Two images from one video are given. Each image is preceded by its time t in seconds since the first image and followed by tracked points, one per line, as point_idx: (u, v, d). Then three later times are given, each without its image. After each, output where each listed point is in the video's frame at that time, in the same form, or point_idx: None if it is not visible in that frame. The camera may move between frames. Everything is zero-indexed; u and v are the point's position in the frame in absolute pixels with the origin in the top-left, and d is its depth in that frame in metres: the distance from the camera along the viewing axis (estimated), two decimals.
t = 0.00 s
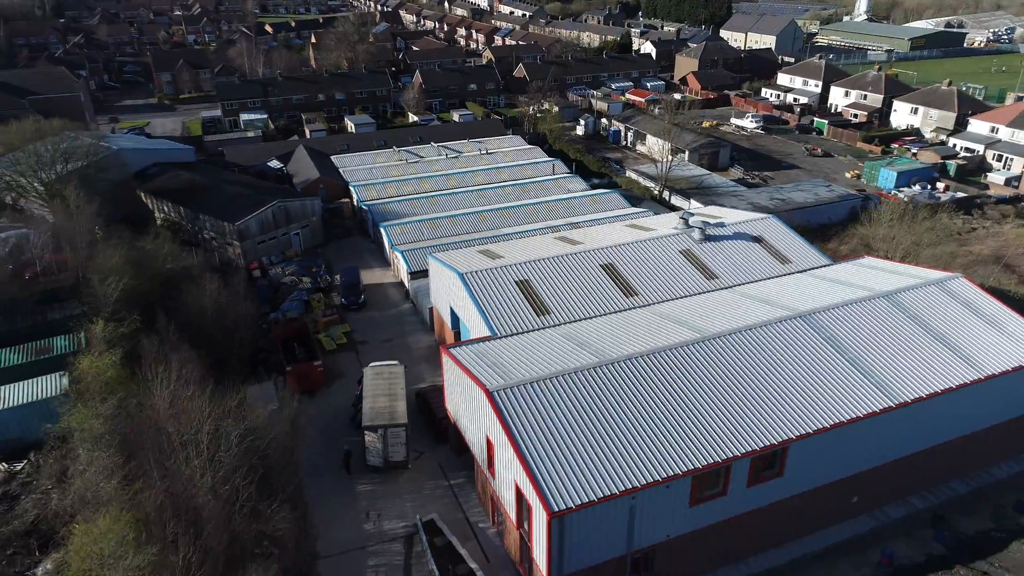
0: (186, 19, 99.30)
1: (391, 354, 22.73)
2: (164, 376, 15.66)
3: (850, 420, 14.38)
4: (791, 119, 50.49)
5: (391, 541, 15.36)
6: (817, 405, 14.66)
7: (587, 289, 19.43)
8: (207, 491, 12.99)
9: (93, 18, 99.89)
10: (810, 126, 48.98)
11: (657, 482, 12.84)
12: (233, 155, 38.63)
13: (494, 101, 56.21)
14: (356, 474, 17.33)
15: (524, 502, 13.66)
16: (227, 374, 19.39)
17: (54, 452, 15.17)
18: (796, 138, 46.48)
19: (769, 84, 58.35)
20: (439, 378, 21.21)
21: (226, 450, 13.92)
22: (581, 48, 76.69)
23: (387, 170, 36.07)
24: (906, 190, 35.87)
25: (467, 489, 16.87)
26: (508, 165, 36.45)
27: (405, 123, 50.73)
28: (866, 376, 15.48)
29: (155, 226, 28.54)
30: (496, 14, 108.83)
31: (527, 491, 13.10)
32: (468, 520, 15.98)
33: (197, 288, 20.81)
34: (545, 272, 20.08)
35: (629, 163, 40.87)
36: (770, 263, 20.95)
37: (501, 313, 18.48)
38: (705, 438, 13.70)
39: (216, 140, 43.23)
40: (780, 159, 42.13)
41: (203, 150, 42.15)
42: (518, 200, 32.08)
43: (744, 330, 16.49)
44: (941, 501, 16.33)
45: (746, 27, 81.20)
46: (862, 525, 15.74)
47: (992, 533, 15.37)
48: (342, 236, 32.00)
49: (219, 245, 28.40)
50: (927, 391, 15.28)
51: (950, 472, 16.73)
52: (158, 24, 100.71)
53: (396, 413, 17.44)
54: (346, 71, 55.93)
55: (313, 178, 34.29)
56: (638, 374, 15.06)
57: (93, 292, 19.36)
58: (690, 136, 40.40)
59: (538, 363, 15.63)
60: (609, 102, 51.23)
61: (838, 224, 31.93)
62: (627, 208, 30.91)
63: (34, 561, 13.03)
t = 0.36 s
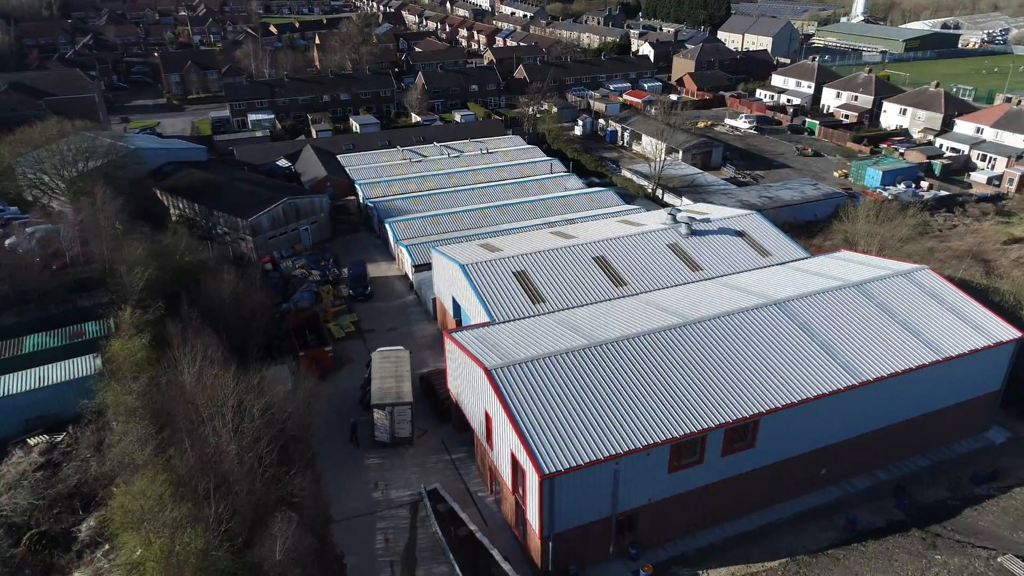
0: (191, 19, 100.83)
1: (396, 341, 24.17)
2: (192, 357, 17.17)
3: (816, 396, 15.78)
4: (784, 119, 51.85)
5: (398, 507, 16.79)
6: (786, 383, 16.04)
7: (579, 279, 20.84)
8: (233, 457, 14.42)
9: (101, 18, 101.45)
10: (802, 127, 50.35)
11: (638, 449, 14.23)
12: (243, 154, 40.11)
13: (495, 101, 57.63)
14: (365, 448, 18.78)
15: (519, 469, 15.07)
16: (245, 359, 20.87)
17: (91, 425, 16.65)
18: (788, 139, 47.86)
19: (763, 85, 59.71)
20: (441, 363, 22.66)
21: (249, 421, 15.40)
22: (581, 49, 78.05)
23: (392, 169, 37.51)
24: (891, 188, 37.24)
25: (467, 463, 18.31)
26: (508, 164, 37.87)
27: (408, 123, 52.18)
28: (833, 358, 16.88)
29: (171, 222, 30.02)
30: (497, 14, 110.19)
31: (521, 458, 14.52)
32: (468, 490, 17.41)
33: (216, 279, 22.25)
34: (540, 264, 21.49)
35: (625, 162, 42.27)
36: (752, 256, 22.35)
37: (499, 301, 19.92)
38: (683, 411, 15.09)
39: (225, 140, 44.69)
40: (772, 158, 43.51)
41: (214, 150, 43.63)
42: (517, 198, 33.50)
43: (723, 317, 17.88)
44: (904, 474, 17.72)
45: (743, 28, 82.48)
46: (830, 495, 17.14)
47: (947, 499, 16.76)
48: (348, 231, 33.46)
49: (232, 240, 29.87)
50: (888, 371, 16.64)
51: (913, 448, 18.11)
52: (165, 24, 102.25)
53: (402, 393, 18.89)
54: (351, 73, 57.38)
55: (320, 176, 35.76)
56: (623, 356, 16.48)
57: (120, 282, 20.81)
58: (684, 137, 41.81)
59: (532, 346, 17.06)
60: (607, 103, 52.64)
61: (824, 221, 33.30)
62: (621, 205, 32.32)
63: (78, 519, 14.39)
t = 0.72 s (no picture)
0: (198, 19, 102.34)
1: (403, 330, 25.63)
2: (217, 340, 18.64)
3: (790, 376, 17.18)
4: (779, 120, 53.20)
5: (406, 479, 18.24)
6: (763, 365, 17.42)
7: (575, 272, 22.25)
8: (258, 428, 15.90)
9: (109, 18, 103.00)
10: (796, 127, 51.70)
11: (625, 423, 15.64)
12: (254, 152, 41.57)
13: (497, 102, 59.07)
14: (375, 427, 20.23)
15: (517, 441, 16.50)
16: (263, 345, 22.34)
17: (126, 403, 18.13)
18: (781, 139, 49.23)
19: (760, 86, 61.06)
20: (446, 350, 24.12)
21: (271, 396, 16.88)
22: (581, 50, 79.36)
23: (397, 167, 38.96)
24: (878, 187, 38.60)
25: (470, 440, 19.75)
26: (509, 163, 39.29)
27: (412, 123, 53.65)
28: (808, 342, 18.30)
29: (188, 218, 31.46)
30: (499, 15, 111.59)
31: (519, 430, 15.95)
32: (471, 463, 18.85)
33: (234, 271, 23.71)
34: (539, 257, 22.91)
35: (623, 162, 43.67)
36: (738, 250, 23.75)
37: (500, 291, 21.34)
38: (667, 390, 16.50)
39: (236, 139, 46.15)
40: (765, 157, 44.90)
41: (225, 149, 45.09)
42: (518, 195, 34.86)
43: (706, 305, 19.29)
44: (875, 451, 19.12)
45: (742, 30, 83.78)
46: (804, 469, 18.56)
47: (912, 473, 18.17)
48: (356, 228, 34.92)
49: (246, 235, 31.31)
50: (860, 354, 17.99)
51: (884, 428, 19.50)
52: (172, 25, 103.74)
53: (409, 375, 20.34)
54: (356, 74, 58.83)
55: (329, 174, 37.24)
56: (614, 340, 17.89)
57: (146, 273, 22.27)
58: (679, 137, 43.20)
59: (530, 331, 18.47)
60: (606, 104, 54.06)
61: (812, 218, 34.68)
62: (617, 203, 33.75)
63: (117, 484, 15.81)
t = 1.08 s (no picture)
0: (205, 21, 103.95)
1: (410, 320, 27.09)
2: (239, 327, 20.11)
3: (770, 359, 18.58)
4: (774, 121, 54.56)
5: (415, 455, 19.70)
6: (745, 350, 18.83)
7: (573, 265, 23.68)
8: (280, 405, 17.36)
9: (117, 19, 104.61)
10: (790, 128, 53.07)
11: (617, 401, 17.06)
12: (265, 151, 43.05)
13: (500, 103, 60.53)
14: (385, 408, 21.69)
15: (517, 418, 17.93)
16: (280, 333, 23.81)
17: (157, 384, 19.64)
18: (776, 139, 50.62)
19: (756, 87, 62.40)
20: (451, 339, 25.58)
21: (291, 378, 18.34)
22: (582, 51, 80.73)
23: (403, 167, 40.41)
24: (868, 186, 39.95)
25: (474, 421, 21.21)
26: (511, 163, 40.70)
27: (416, 124, 55.15)
28: (788, 329, 19.69)
29: (204, 214, 32.93)
30: (501, 16, 112.96)
31: (519, 408, 17.37)
32: (474, 442, 20.29)
33: (252, 264, 25.17)
34: (539, 251, 24.32)
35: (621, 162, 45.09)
36: (727, 245, 25.16)
37: (502, 283, 22.77)
38: (657, 372, 17.92)
39: (246, 139, 47.64)
40: (760, 157, 46.29)
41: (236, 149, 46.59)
42: (519, 194, 36.25)
43: (694, 295, 20.71)
44: (852, 431, 20.53)
45: (740, 31, 85.07)
46: (785, 447, 19.98)
47: (884, 450, 19.60)
48: (364, 225, 36.40)
49: (259, 231, 32.77)
50: (835, 340, 19.38)
51: (860, 409, 20.91)
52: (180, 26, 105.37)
53: (417, 361, 21.79)
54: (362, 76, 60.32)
55: (338, 173, 38.72)
56: (607, 327, 19.32)
57: (170, 266, 23.75)
58: (676, 138, 44.62)
59: (530, 319, 19.90)
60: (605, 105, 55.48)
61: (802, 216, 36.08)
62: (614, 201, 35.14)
63: (152, 456, 17.30)
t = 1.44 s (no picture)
0: (213, 22, 105.60)
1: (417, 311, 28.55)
2: (260, 315, 21.58)
3: (754, 344, 19.98)
4: (771, 121, 55.89)
5: (424, 434, 21.15)
6: (731, 336, 20.24)
7: (572, 259, 25.08)
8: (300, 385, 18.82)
9: (126, 20, 106.27)
10: (786, 128, 54.41)
11: (610, 382, 18.48)
12: (275, 151, 44.56)
13: (502, 103, 61.97)
14: (395, 392, 23.14)
15: (519, 399, 19.34)
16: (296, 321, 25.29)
17: (184, 367, 21.14)
18: (771, 140, 52.04)
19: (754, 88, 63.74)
20: (456, 328, 27.03)
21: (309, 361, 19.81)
22: (583, 52, 82.12)
23: (409, 166, 41.86)
24: (858, 185, 41.29)
25: (478, 403, 22.65)
26: (513, 162, 42.10)
27: (421, 124, 56.64)
28: (772, 317, 21.08)
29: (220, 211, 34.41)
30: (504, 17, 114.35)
31: (521, 388, 18.79)
32: (479, 423, 21.72)
33: (268, 258, 26.64)
34: (539, 246, 25.72)
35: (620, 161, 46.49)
36: (718, 240, 26.54)
37: (505, 275, 24.20)
38: (648, 356, 19.33)
39: (256, 138, 49.15)
40: (755, 157, 47.66)
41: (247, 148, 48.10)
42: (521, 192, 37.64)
43: (685, 286, 22.11)
44: (832, 414, 21.91)
45: (740, 32, 86.35)
46: (769, 428, 21.37)
47: (862, 430, 20.98)
48: (372, 222, 37.87)
49: (272, 227, 34.26)
50: (816, 328, 20.77)
51: (841, 393, 22.29)
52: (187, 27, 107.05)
53: (425, 347, 23.23)
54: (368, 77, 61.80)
55: (346, 171, 40.20)
56: (603, 315, 20.74)
57: (193, 259, 25.23)
58: (673, 138, 46.02)
59: (531, 308, 21.32)
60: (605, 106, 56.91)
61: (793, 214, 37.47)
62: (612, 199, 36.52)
63: (182, 432, 18.78)
